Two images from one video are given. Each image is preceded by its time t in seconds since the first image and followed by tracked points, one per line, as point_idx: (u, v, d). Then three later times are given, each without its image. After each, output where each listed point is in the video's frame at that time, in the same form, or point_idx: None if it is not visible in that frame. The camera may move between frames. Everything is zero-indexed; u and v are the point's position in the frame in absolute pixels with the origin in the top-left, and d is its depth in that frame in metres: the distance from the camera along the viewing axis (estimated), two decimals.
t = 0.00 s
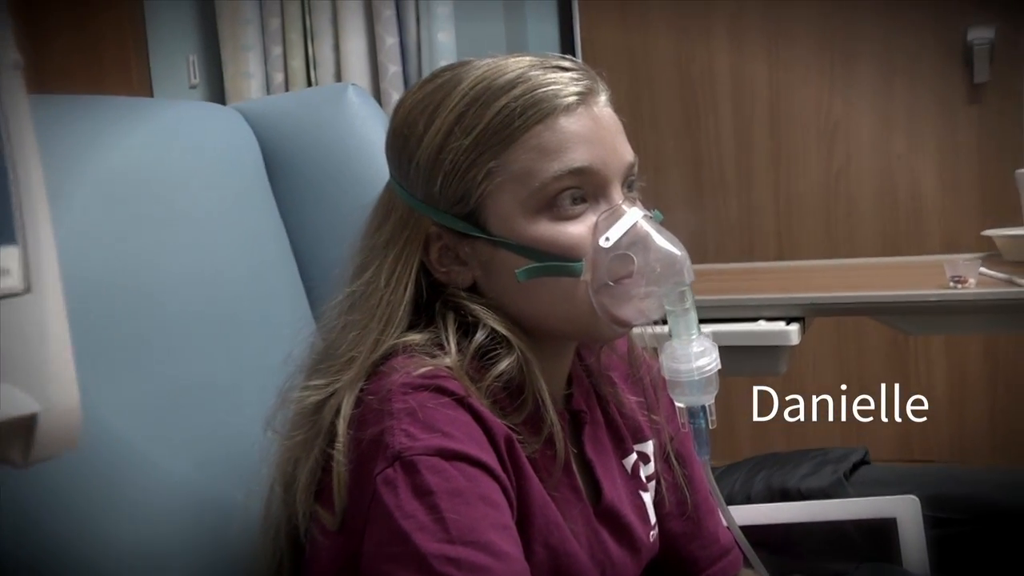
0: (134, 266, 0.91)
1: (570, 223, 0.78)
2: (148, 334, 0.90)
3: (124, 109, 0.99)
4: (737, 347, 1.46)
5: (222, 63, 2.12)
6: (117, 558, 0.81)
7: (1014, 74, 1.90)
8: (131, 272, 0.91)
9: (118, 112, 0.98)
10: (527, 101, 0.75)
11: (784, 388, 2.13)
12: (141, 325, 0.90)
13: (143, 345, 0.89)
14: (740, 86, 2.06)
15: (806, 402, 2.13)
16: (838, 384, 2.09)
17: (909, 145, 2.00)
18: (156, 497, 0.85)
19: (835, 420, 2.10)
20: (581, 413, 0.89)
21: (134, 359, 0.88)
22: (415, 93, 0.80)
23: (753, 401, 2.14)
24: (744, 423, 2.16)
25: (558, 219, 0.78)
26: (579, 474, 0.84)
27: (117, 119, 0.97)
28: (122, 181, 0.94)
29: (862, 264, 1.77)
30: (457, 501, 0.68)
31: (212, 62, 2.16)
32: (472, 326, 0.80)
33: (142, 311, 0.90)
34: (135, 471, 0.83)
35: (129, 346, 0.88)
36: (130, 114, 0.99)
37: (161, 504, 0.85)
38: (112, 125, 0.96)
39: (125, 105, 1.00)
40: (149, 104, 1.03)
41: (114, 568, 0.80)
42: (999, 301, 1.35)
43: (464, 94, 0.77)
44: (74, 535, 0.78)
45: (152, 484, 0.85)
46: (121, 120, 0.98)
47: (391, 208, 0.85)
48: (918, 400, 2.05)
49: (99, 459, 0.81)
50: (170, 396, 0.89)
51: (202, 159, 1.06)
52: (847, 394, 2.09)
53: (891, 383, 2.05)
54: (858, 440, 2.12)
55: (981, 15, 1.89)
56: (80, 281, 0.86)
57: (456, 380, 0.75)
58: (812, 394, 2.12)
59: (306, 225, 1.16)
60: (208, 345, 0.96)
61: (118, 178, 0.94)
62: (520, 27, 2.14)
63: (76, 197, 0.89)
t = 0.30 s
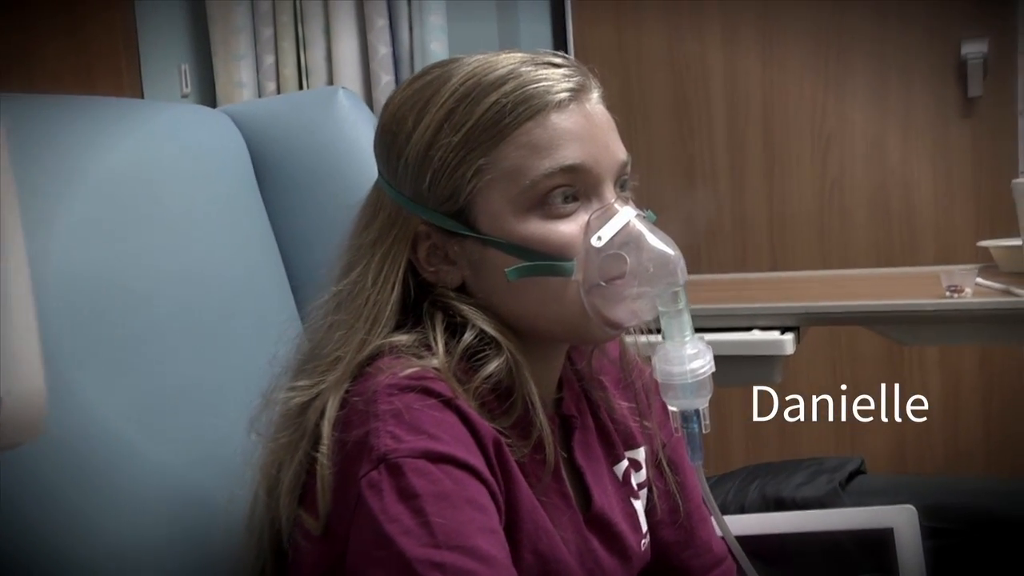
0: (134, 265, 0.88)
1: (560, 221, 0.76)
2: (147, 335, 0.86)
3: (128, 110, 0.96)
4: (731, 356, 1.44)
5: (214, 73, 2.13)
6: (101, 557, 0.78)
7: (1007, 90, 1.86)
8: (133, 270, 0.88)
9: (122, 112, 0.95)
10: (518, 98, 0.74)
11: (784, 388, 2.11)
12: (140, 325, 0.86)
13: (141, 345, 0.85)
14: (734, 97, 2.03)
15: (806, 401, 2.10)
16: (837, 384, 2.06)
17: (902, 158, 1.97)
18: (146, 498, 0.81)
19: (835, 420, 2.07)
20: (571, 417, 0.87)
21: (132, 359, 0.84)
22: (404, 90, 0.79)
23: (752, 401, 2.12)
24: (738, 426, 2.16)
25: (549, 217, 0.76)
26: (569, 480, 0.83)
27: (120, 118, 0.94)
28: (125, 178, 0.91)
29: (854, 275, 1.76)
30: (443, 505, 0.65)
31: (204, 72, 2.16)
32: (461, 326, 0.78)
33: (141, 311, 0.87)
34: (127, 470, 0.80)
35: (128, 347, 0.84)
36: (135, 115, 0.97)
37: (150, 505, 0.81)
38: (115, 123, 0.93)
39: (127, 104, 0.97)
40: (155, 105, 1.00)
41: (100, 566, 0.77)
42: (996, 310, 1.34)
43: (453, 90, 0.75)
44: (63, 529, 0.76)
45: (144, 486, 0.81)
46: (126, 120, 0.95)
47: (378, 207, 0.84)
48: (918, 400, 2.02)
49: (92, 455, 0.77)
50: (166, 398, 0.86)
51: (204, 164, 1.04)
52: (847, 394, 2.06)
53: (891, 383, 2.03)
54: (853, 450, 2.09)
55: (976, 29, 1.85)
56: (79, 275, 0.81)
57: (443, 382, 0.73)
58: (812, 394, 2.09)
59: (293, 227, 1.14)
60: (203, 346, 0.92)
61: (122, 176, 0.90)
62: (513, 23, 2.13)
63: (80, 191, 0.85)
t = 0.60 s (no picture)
0: (136, 267, 0.87)
1: (549, 223, 0.75)
2: (145, 336, 0.86)
3: (130, 115, 0.97)
4: (722, 368, 1.43)
5: (205, 81, 2.13)
6: (93, 556, 0.76)
7: (999, 106, 1.86)
8: (133, 270, 0.87)
9: (126, 117, 0.95)
10: (507, 97, 0.72)
11: (783, 388, 2.08)
12: (138, 326, 0.85)
13: (140, 347, 0.85)
14: (727, 111, 2.03)
15: (806, 402, 2.07)
16: (837, 384, 2.04)
17: (896, 173, 1.97)
18: (146, 497, 0.80)
19: (835, 420, 2.04)
20: (559, 424, 0.86)
21: (129, 361, 0.83)
22: (391, 89, 0.77)
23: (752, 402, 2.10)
24: (730, 431, 2.13)
25: (537, 219, 0.75)
26: (556, 489, 0.81)
27: (124, 122, 0.94)
28: (129, 179, 0.90)
29: (845, 288, 1.75)
30: (427, 512, 0.63)
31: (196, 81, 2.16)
32: (447, 330, 0.77)
33: (140, 312, 0.86)
34: (128, 469, 0.79)
35: (127, 349, 0.83)
36: (139, 120, 0.97)
37: (148, 504, 0.80)
38: (119, 129, 0.93)
39: (125, 108, 0.97)
40: (157, 111, 1.00)
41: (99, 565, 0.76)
42: (995, 325, 1.32)
43: (441, 89, 0.74)
44: (58, 528, 0.74)
45: (143, 485, 0.80)
46: (131, 125, 0.95)
47: (364, 208, 0.82)
48: (915, 407, 2.01)
49: (92, 453, 0.77)
50: (162, 399, 0.84)
51: (205, 169, 1.03)
52: (847, 394, 2.04)
53: (891, 383, 2.01)
54: (846, 463, 2.07)
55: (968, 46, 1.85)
56: (80, 273, 0.81)
57: (429, 386, 0.70)
58: (812, 394, 2.07)
59: (279, 232, 1.12)
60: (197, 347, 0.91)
61: (126, 178, 0.90)
62: (506, 23, 2.13)
63: (86, 191, 0.84)
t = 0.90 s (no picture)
0: (137, 266, 0.86)
1: (542, 221, 0.74)
2: (146, 334, 0.85)
3: (133, 112, 0.95)
4: (718, 373, 1.42)
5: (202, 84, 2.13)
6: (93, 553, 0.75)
7: (999, 117, 1.85)
8: (136, 268, 0.86)
9: (130, 114, 0.94)
10: (500, 93, 0.71)
11: (783, 388, 2.07)
12: (138, 325, 0.84)
13: (140, 346, 0.83)
14: (725, 118, 2.02)
15: (806, 401, 2.06)
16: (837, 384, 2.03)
17: (894, 183, 1.95)
18: (145, 497, 0.80)
19: (835, 420, 2.03)
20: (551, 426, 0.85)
21: (129, 360, 0.82)
22: (384, 84, 0.76)
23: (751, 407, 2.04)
24: (726, 434, 2.12)
25: (530, 217, 0.74)
26: (549, 491, 0.79)
27: (127, 118, 0.93)
28: (131, 178, 0.90)
29: (842, 296, 1.74)
30: (415, 512, 0.61)
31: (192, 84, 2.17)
32: (436, 328, 0.75)
33: (140, 310, 0.85)
34: (128, 469, 0.78)
35: (129, 346, 0.83)
36: (141, 118, 0.95)
37: (147, 504, 0.80)
38: (124, 125, 0.92)
39: (130, 105, 0.96)
40: (160, 108, 1.00)
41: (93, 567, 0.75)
42: (997, 334, 1.31)
43: (433, 85, 0.73)
44: (59, 525, 0.73)
45: (142, 485, 0.79)
46: (134, 122, 0.94)
47: (354, 205, 0.81)
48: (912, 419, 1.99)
49: (96, 453, 0.76)
50: (160, 398, 0.84)
51: (206, 169, 1.03)
52: (847, 394, 2.03)
53: (891, 384, 2.00)
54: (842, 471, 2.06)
55: (966, 58, 1.85)
56: (81, 272, 0.80)
57: (418, 385, 0.69)
58: (811, 394, 2.05)
59: (271, 231, 1.11)
60: (196, 346, 0.90)
61: (128, 177, 0.89)
62: (504, 22, 2.13)
63: (87, 189, 0.84)
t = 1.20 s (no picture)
0: (136, 266, 0.86)
1: (534, 218, 0.72)
2: (141, 331, 0.85)
3: (134, 112, 0.95)
4: (715, 378, 1.40)
5: (198, 87, 2.12)
6: (80, 549, 0.75)
7: (999, 126, 1.85)
8: (133, 265, 0.86)
9: (132, 114, 0.94)
10: (492, 88, 0.70)
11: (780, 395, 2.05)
12: (137, 325, 0.84)
13: (135, 343, 0.84)
14: (723, 123, 2.01)
15: (804, 409, 2.04)
16: (833, 391, 2.02)
17: (892, 194, 1.94)
18: (145, 496, 0.80)
19: (832, 426, 2.02)
20: (545, 428, 0.83)
21: (125, 358, 0.82)
22: (376, 79, 0.75)
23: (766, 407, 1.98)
24: (723, 440, 2.10)
25: (522, 214, 0.72)
26: (541, 494, 0.78)
27: (128, 118, 0.93)
28: (130, 178, 0.90)
29: (840, 302, 1.73)
30: (403, 513, 0.59)
31: (188, 87, 2.15)
32: (426, 327, 0.74)
33: (140, 310, 0.85)
34: (124, 467, 0.79)
35: (124, 343, 0.83)
36: (143, 118, 0.95)
37: (146, 503, 0.80)
38: (126, 125, 0.92)
39: (131, 104, 0.96)
40: (162, 108, 1.00)
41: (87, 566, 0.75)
42: (995, 339, 1.30)
43: (425, 80, 0.72)
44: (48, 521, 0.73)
45: (137, 483, 0.80)
46: (136, 122, 0.94)
47: (345, 201, 0.80)
48: (910, 427, 1.97)
49: (97, 453, 0.77)
50: (152, 395, 0.83)
51: (206, 168, 1.03)
52: (844, 401, 2.01)
53: (888, 392, 1.98)
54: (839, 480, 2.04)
55: (965, 65, 1.85)
56: (78, 268, 0.80)
57: (407, 384, 0.67)
58: (809, 401, 2.04)
59: (262, 230, 1.10)
60: (195, 345, 0.90)
61: (129, 177, 0.89)
62: (502, 23, 2.11)
63: (88, 187, 0.84)
